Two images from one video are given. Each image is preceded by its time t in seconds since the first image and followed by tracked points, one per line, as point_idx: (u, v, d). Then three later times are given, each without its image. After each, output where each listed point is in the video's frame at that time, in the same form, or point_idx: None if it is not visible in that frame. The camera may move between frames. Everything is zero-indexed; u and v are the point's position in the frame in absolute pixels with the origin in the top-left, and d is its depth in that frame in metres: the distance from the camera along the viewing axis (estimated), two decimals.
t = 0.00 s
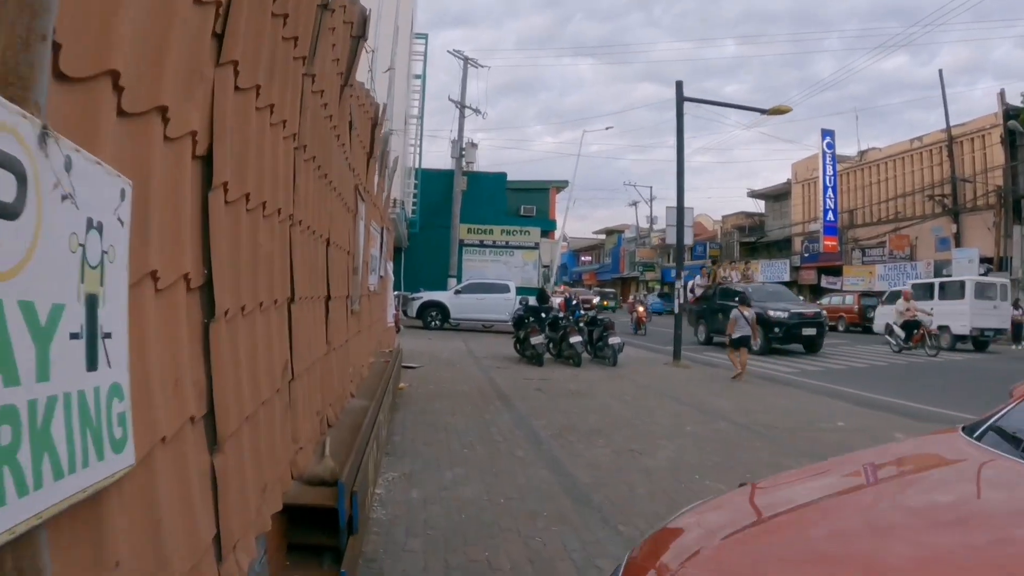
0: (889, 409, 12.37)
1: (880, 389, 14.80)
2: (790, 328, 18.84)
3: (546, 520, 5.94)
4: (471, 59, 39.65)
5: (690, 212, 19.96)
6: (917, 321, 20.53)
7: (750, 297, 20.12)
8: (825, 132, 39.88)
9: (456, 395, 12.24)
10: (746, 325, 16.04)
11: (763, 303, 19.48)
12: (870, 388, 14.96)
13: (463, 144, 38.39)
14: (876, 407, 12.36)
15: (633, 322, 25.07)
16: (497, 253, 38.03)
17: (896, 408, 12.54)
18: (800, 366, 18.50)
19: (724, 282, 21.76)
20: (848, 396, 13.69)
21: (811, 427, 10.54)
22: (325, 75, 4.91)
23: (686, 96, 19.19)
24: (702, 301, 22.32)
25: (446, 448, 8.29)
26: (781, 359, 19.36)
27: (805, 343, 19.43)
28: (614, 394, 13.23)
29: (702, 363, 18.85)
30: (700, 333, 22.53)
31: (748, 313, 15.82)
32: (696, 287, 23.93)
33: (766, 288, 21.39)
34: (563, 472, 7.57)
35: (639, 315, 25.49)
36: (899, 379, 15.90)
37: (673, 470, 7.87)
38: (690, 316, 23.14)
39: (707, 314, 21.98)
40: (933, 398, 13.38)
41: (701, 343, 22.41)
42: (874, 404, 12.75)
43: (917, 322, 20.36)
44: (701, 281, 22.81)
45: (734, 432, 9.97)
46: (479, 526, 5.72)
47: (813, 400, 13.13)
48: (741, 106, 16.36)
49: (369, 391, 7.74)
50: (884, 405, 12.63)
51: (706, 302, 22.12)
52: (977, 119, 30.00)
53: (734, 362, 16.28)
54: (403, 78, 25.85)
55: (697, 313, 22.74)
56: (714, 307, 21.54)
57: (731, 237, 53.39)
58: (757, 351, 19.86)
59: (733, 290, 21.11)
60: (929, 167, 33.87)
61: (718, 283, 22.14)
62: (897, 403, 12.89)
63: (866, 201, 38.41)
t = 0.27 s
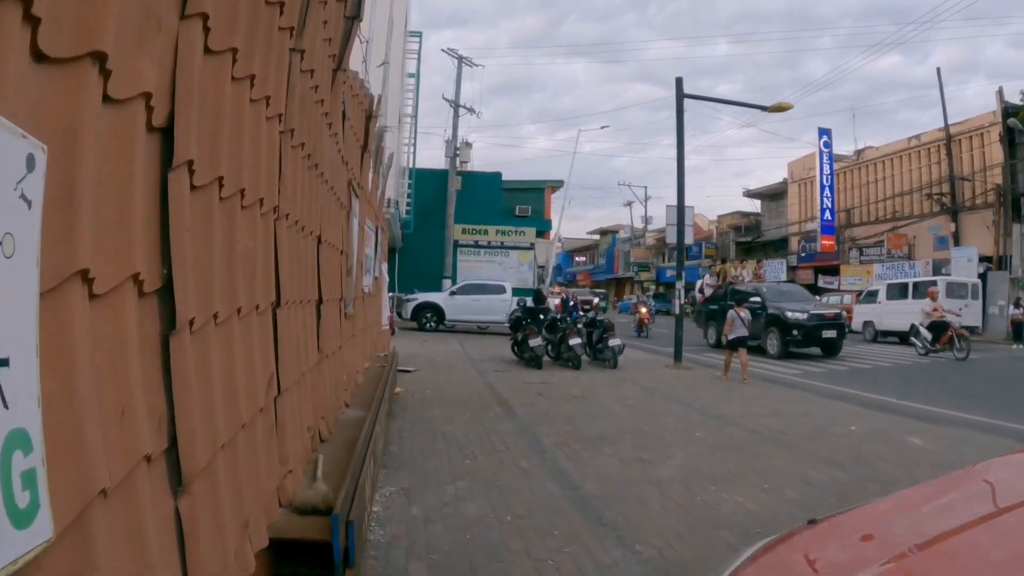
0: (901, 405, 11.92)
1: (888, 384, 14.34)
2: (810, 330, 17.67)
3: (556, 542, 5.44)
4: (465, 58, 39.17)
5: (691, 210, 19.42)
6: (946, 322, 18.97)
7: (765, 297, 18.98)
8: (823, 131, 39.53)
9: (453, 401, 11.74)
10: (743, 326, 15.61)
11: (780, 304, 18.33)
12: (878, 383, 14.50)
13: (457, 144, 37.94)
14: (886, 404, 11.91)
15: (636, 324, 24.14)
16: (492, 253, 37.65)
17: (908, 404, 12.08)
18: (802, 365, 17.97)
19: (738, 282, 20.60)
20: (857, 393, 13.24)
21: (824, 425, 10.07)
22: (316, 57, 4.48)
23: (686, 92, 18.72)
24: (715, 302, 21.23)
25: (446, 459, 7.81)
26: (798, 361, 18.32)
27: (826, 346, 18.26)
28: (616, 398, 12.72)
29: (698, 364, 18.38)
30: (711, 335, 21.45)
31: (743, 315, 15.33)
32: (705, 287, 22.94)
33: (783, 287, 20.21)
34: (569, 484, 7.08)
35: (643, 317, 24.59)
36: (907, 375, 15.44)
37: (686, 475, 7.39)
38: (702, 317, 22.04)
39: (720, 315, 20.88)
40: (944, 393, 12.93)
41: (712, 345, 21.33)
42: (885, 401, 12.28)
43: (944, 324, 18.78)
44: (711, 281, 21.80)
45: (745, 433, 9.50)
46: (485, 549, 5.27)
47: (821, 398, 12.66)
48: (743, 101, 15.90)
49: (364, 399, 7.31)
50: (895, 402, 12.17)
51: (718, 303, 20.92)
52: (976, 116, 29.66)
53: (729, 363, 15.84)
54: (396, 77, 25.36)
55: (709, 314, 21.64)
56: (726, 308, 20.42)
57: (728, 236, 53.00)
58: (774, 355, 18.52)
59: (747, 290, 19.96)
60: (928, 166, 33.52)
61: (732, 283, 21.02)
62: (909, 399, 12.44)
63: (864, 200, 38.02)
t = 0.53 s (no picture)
0: (908, 405, 11.48)
1: (891, 384, 13.92)
2: (828, 333, 16.54)
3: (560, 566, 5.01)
4: (457, 58, 38.84)
5: (688, 210, 18.85)
6: (973, 324, 17.32)
7: (778, 299, 17.87)
8: (817, 131, 39.29)
9: (447, 407, 11.31)
10: (732, 327, 15.25)
11: (795, 306, 17.21)
12: (880, 384, 14.08)
13: (450, 144, 37.59)
14: (892, 405, 11.47)
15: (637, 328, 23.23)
16: (484, 254, 37.32)
17: (914, 405, 11.64)
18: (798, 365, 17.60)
19: (747, 283, 19.52)
20: (861, 393, 12.81)
21: (830, 427, 9.62)
22: (298, 40, 4.10)
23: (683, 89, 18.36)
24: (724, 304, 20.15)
25: (440, 471, 7.39)
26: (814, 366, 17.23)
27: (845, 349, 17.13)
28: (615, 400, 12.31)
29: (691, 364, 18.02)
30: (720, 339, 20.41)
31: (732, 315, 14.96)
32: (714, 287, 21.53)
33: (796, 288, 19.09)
34: (570, 494, 6.62)
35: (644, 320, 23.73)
36: (909, 375, 15.03)
37: (690, 482, 6.94)
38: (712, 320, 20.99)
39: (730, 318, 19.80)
40: (950, 392, 12.51)
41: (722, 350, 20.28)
42: (890, 402, 11.86)
43: (970, 326, 17.14)
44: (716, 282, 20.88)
45: (749, 435, 9.04)
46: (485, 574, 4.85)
47: (823, 399, 12.23)
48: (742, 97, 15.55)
49: (353, 408, 6.90)
50: (900, 403, 11.74)
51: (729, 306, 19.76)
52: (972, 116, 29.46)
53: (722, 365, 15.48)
54: (388, 75, 24.96)
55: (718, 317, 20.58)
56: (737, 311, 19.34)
57: (721, 237, 52.76)
58: (788, 361, 17.25)
59: (758, 292, 18.86)
60: (923, 166, 33.25)
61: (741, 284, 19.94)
62: (915, 400, 12.00)
63: (858, 200, 37.75)
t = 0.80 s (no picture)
0: (899, 405, 11.15)
1: (878, 381, 13.61)
2: (834, 331, 15.49)
3: None
4: (436, 53, 38.28)
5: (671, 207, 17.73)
6: (985, 323, 16.36)
7: (780, 296, 16.80)
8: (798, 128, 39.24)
9: (424, 407, 10.83)
10: (712, 322, 15.08)
11: (798, 303, 16.15)
12: (867, 382, 13.77)
13: (428, 140, 37.01)
14: (883, 405, 11.14)
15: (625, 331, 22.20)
16: (462, 251, 36.75)
17: (905, 404, 11.31)
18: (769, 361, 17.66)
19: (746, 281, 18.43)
20: (850, 392, 12.48)
21: (821, 427, 9.25)
22: None
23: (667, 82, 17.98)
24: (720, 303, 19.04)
25: (415, 476, 6.93)
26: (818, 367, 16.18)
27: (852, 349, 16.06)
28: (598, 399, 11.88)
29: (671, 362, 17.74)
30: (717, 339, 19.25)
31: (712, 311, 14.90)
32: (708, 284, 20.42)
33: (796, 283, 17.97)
34: (554, 500, 6.18)
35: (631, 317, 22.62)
36: (896, 373, 14.74)
37: (681, 486, 6.53)
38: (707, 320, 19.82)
39: (728, 317, 18.68)
40: (939, 391, 12.21)
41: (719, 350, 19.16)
42: (880, 401, 11.52)
43: (982, 325, 16.18)
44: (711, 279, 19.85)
45: (739, 434, 8.64)
46: None
47: (812, 398, 11.89)
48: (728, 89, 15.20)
49: (320, 410, 6.45)
50: (891, 402, 11.40)
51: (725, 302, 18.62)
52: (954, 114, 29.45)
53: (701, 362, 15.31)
54: (364, 67, 24.37)
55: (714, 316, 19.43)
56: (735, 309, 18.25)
57: (701, 235, 52.63)
58: (791, 362, 16.16)
59: (758, 289, 17.79)
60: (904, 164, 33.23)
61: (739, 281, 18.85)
62: (905, 398, 11.68)
63: (839, 198, 37.79)
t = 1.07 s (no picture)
0: (878, 406, 10.89)
1: (855, 382, 13.37)
2: (836, 333, 14.54)
3: None
4: (406, 48, 37.70)
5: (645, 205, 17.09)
6: (992, 324, 15.52)
7: (775, 296, 15.82)
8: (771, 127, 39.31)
9: (390, 414, 10.33)
10: (686, 322, 14.70)
11: (796, 303, 15.18)
12: (844, 382, 13.51)
13: (398, 137, 36.42)
14: (863, 406, 10.87)
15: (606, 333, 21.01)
16: (433, 250, 36.80)
17: (884, 404, 11.06)
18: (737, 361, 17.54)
19: (736, 278, 17.40)
20: (828, 392, 12.22)
21: (802, 430, 8.90)
22: None
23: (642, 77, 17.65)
24: (708, 303, 17.99)
25: (378, 494, 6.46)
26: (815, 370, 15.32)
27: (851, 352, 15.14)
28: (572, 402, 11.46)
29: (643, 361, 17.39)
30: (704, 342, 18.21)
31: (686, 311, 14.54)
32: (694, 283, 19.50)
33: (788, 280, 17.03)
34: (526, 519, 5.74)
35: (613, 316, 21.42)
36: (872, 373, 14.55)
37: (662, 501, 6.13)
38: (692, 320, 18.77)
39: (717, 317, 17.65)
40: (918, 392, 11.98)
41: (706, 352, 18.14)
42: (859, 402, 11.26)
43: (990, 326, 15.33)
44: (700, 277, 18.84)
45: (718, 439, 8.26)
46: None
47: (790, 399, 11.59)
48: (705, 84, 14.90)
49: (273, 424, 5.98)
50: (871, 403, 11.13)
51: (713, 302, 17.63)
52: (927, 113, 29.70)
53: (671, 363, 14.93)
54: (332, 61, 23.75)
55: (701, 317, 18.42)
56: (725, 310, 17.24)
57: (672, 233, 52.60)
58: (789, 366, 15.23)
59: (750, 288, 16.79)
60: (878, 162, 33.44)
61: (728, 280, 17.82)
62: (885, 399, 11.43)
63: (812, 196, 38.01)
